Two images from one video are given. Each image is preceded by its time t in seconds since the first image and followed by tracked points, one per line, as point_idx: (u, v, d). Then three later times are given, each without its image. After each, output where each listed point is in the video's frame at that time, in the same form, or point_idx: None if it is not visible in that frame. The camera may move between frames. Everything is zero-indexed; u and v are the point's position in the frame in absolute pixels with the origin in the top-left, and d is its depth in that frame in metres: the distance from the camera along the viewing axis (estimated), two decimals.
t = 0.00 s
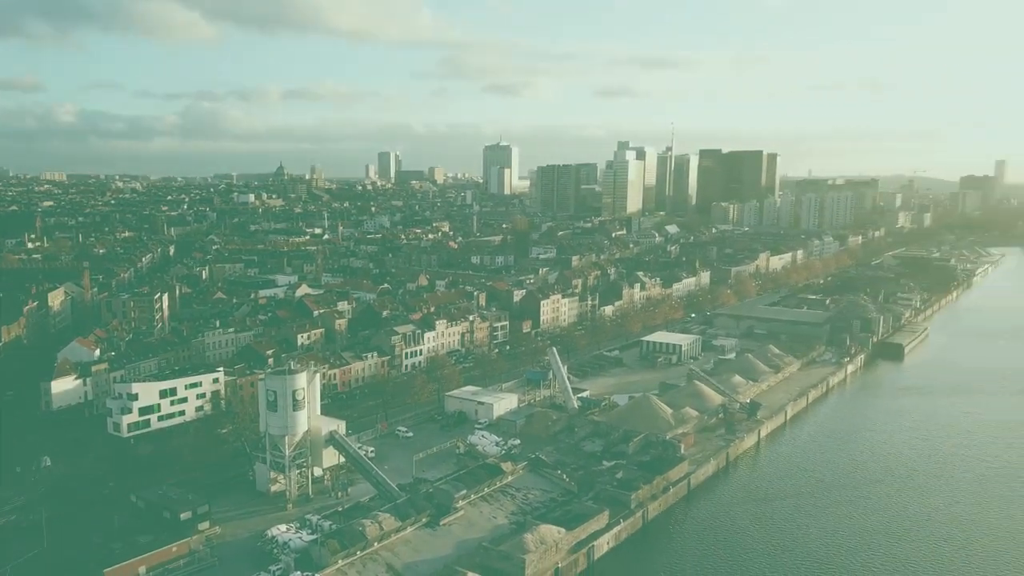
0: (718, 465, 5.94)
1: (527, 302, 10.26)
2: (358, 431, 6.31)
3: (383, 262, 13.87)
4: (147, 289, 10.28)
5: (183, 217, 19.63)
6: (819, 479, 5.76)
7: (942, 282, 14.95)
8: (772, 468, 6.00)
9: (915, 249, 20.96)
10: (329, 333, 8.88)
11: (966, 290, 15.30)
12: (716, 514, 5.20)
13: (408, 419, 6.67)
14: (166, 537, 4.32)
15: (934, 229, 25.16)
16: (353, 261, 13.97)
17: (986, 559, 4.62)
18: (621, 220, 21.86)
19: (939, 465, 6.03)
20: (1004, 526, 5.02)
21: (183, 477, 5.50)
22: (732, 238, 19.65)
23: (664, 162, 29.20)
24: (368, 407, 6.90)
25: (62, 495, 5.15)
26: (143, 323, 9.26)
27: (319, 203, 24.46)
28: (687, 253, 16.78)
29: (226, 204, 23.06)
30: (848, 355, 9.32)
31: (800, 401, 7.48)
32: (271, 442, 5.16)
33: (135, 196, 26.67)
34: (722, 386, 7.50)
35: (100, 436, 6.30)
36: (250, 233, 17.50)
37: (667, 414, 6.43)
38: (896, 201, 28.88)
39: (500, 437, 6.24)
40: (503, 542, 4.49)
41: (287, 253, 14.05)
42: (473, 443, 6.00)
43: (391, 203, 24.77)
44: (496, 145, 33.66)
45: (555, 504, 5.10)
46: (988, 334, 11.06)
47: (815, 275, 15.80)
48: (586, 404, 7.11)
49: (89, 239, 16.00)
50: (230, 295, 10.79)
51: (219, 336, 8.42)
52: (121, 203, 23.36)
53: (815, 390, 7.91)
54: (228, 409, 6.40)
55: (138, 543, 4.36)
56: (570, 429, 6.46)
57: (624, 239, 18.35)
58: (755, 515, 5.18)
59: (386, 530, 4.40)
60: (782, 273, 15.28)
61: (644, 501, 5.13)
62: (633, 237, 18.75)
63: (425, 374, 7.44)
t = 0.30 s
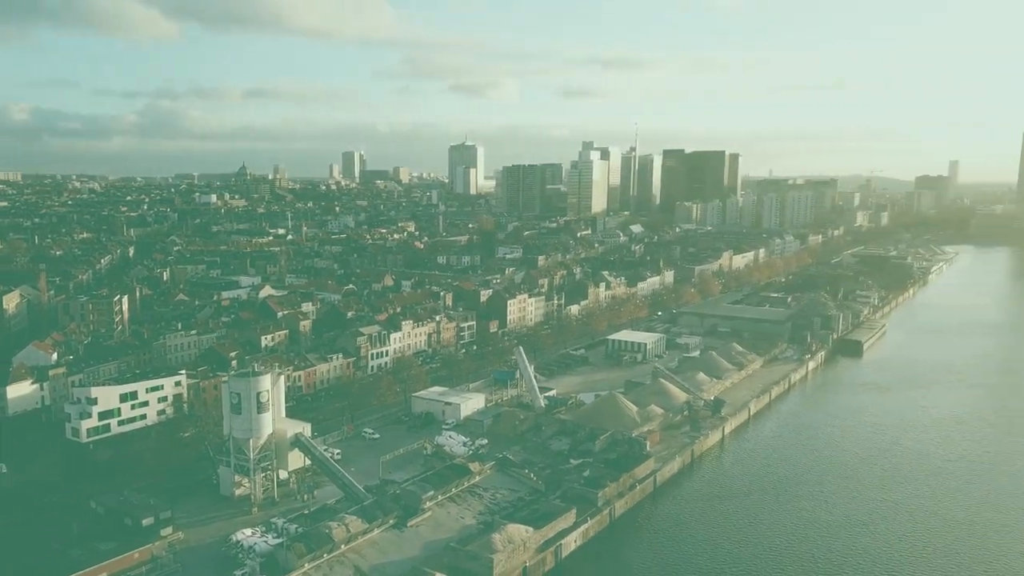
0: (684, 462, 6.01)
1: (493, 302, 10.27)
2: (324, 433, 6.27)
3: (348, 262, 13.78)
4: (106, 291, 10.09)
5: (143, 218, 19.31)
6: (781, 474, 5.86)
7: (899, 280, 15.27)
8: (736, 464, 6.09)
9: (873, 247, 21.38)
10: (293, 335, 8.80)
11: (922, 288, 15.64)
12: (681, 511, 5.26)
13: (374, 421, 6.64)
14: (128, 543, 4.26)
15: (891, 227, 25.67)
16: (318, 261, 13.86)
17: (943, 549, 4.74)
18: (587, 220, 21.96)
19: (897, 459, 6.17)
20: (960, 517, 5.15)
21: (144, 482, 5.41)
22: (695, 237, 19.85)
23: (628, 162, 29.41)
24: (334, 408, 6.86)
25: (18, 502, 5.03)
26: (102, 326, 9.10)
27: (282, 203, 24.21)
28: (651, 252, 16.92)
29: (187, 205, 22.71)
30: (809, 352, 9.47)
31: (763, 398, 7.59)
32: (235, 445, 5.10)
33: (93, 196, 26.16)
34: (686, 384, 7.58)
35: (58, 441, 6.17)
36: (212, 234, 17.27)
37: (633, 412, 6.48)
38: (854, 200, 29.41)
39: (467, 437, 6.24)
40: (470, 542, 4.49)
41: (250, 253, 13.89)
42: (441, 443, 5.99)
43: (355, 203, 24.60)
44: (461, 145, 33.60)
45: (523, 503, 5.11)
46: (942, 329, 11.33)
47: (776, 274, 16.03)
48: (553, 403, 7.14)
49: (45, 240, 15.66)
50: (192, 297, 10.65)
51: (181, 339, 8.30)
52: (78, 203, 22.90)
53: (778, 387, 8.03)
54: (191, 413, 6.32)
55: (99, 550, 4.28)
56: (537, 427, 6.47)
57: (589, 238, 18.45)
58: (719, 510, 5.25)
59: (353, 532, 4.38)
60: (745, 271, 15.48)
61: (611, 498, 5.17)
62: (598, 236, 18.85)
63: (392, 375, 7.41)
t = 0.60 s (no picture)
0: (650, 459, 6.06)
1: (460, 302, 10.26)
2: (289, 436, 6.20)
3: (313, 263, 13.66)
4: (64, 293, 9.89)
5: (101, 218, 18.95)
6: (746, 470, 5.93)
7: (858, 278, 15.55)
8: (701, 461, 6.15)
9: (833, 246, 21.72)
10: (258, 336, 8.70)
11: (880, 286, 15.94)
12: (648, 508, 5.30)
13: (341, 422, 6.59)
14: (88, 550, 4.18)
15: (849, 226, 26.11)
16: (282, 262, 13.72)
17: (903, 540, 4.83)
18: (552, 220, 22.01)
19: (858, 453, 6.29)
20: (919, 509, 5.26)
21: (105, 487, 5.31)
22: (659, 237, 20.01)
23: (593, 162, 29.54)
24: (299, 409, 6.80)
25: None
26: (60, 329, 8.91)
27: (245, 203, 23.92)
28: (617, 252, 17.02)
29: (147, 205, 22.33)
30: (772, 350, 9.61)
31: (727, 395, 7.69)
32: (198, 449, 5.04)
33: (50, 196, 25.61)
34: (652, 382, 7.65)
35: (15, 447, 6.03)
36: (173, 234, 17.01)
37: (600, 411, 6.52)
38: (814, 200, 29.85)
39: (434, 438, 6.22)
40: (438, 543, 4.49)
41: (213, 254, 13.70)
42: (408, 444, 5.97)
43: (320, 203, 24.39)
44: (426, 145, 33.48)
45: (490, 503, 5.12)
46: (899, 327, 11.55)
47: (739, 273, 16.23)
48: (520, 403, 7.15)
49: None
50: (153, 298, 10.48)
51: (142, 341, 8.16)
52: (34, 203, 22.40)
53: (741, 384, 8.14)
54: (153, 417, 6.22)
55: (58, 556, 4.19)
56: (505, 427, 6.48)
57: (555, 238, 18.50)
58: (686, 507, 5.30)
59: (319, 535, 4.35)
60: (708, 270, 15.66)
61: (578, 497, 5.20)
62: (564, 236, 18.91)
63: (358, 377, 7.37)
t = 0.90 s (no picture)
0: (610, 456, 6.11)
1: (420, 302, 10.22)
2: (247, 439, 6.13)
3: (270, 264, 13.48)
4: (11, 296, 9.62)
5: (50, 219, 18.47)
6: (705, 466, 6.01)
7: (811, 276, 15.86)
8: (661, 457, 6.22)
9: (787, 244, 22.11)
10: (213, 339, 8.57)
11: (832, 284, 16.27)
12: (609, 506, 5.33)
13: (299, 425, 6.52)
14: (38, 560, 4.07)
15: (802, 226, 26.59)
16: (238, 263, 13.52)
17: (858, 532, 4.95)
18: (512, 219, 22.03)
19: (813, 447, 6.42)
20: (874, 501, 5.39)
21: (57, 495, 5.19)
22: (617, 236, 20.15)
23: (551, 162, 29.64)
24: (256, 412, 6.71)
25: None
26: (8, 333, 8.67)
27: (199, 203, 23.53)
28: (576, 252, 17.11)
29: (98, 206, 21.82)
30: (728, 347, 9.75)
31: (684, 392, 7.78)
32: (153, 455, 4.95)
33: None
34: (611, 380, 7.72)
35: None
36: (125, 235, 16.66)
37: (560, 409, 6.56)
38: (768, 200, 30.35)
39: (395, 439, 6.19)
40: (400, 544, 4.47)
41: (167, 255, 13.44)
42: (368, 446, 5.94)
43: (276, 203, 24.09)
44: (383, 144, 33.26)
45: (452, 503, 5.11)
46: (851, 323, 11.81)
47: (696, 272, 16.43)
48: (481, 402, 7.15)
49: None
50: (105, 301, 10.25)
51: (93, 345, 7.98)
52: None
53: (698, 381, 8.24)
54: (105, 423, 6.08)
55: (7, 567, 4.09)
56: (466, 427, 6.47)
57: (515, 238, 18.52)
58: (647, 504, 5.34)
59: (279, 539, 4.31)
60: (666, 269, 15.82)
61: (540, 495, 5.22)
62: (524, 236, 18.94)
63: (317, 378, 7.30)
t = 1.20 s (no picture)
0: (578, 455, 6.14)
1: (387, 303, 10.17)
2: (211, 442, 6.05)
3: (234, 265, 13.31)
4: None
5: (5, 220, 18.04)
6: (673, 463, 6.07)
7: (774, 275, 16.08)
8: (630, 455, 6.27)
9: (750, 244, 22.37)
10: (176, 341, 8.45)
11: (795, 282, 16.52)
12: (578, 504, 5.36)
13: (265, 428, 6.45)
14: None
15: (765, 225, 26.93)
16: (202, 264, 13.33)
17: (823, 526, 5.03)
18: (479, 219, 22.00)
19: (780, 443, 6.51)
20: (837, 495, 5.48)
21: (15, 502, 5.07)
22: (584, 236, 20.23)
23: (518, 162, 29.66)
24: (221, 415, 6.62)
25: None
26: None
27: (161, 203, 23.16)
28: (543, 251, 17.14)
29: (56, 206, 21.37)
30: (694, 345, 9.85)
31: (651, 390, 7.84)
32: (115, 459, 4.87)
33: None
34: (579, 379, 7.75)
35: None
36: (85, 236, 16.33)
37: (527, 408, 6.58)
38: (732, 199, 30.69)
39: (362, 441, 6.16)
40: (368, 545, 4.44)
41: (128, 257, 13.20)
42: (335, 448, 5.90)
43: (240, 203, 23.80)
44: (349, 144, 33.02)
45: (421, 504, 5.10)
46: (813, 321, 11.99)
47: (661, 271, 16.56)
48: (449, 403, 7.14)
49: None
50: (64, 304, 10.04)
51: (52, 348, 7.81)
52: None
53: (664, 379, 8.31)
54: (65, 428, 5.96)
55: None
56: (434, 427, 6.46)
57: (482, 238, 18.50)
58: (615, 501, 5.38)
59: (245, 543, 4.26)
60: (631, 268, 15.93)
61: (508, 495, 5.23)
62: (491, 236, 18.93)
63: (283, 380, 7.22)
